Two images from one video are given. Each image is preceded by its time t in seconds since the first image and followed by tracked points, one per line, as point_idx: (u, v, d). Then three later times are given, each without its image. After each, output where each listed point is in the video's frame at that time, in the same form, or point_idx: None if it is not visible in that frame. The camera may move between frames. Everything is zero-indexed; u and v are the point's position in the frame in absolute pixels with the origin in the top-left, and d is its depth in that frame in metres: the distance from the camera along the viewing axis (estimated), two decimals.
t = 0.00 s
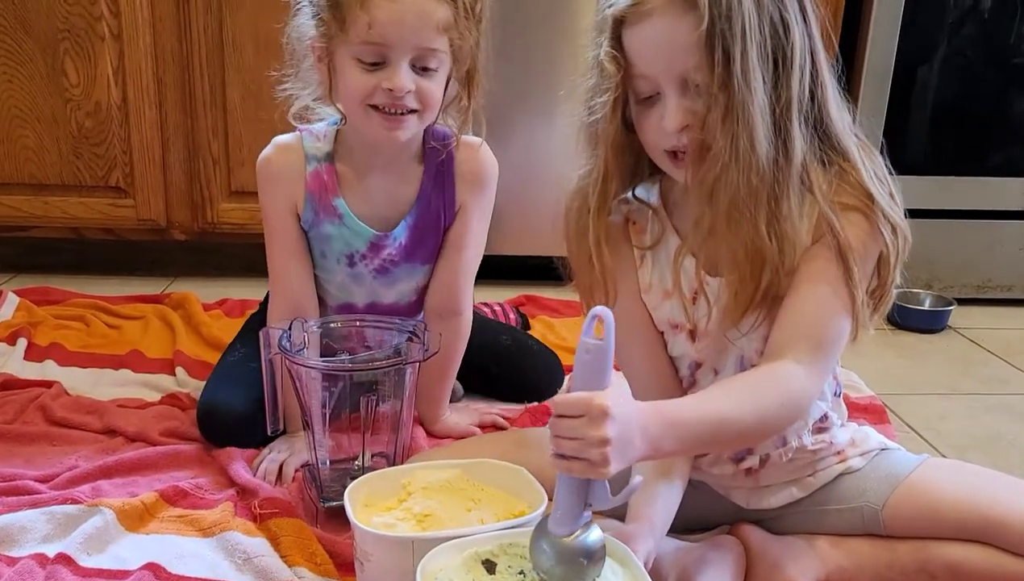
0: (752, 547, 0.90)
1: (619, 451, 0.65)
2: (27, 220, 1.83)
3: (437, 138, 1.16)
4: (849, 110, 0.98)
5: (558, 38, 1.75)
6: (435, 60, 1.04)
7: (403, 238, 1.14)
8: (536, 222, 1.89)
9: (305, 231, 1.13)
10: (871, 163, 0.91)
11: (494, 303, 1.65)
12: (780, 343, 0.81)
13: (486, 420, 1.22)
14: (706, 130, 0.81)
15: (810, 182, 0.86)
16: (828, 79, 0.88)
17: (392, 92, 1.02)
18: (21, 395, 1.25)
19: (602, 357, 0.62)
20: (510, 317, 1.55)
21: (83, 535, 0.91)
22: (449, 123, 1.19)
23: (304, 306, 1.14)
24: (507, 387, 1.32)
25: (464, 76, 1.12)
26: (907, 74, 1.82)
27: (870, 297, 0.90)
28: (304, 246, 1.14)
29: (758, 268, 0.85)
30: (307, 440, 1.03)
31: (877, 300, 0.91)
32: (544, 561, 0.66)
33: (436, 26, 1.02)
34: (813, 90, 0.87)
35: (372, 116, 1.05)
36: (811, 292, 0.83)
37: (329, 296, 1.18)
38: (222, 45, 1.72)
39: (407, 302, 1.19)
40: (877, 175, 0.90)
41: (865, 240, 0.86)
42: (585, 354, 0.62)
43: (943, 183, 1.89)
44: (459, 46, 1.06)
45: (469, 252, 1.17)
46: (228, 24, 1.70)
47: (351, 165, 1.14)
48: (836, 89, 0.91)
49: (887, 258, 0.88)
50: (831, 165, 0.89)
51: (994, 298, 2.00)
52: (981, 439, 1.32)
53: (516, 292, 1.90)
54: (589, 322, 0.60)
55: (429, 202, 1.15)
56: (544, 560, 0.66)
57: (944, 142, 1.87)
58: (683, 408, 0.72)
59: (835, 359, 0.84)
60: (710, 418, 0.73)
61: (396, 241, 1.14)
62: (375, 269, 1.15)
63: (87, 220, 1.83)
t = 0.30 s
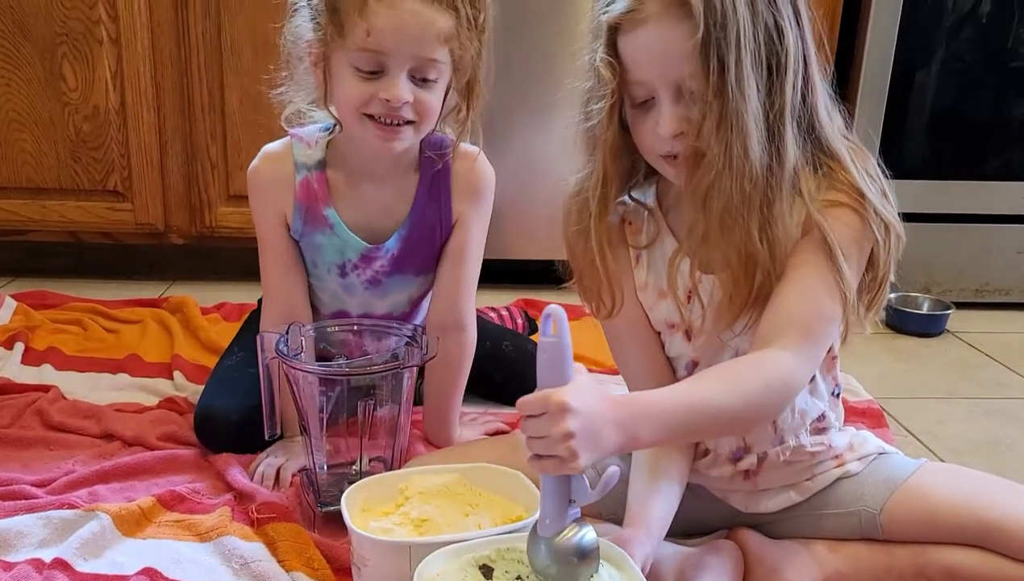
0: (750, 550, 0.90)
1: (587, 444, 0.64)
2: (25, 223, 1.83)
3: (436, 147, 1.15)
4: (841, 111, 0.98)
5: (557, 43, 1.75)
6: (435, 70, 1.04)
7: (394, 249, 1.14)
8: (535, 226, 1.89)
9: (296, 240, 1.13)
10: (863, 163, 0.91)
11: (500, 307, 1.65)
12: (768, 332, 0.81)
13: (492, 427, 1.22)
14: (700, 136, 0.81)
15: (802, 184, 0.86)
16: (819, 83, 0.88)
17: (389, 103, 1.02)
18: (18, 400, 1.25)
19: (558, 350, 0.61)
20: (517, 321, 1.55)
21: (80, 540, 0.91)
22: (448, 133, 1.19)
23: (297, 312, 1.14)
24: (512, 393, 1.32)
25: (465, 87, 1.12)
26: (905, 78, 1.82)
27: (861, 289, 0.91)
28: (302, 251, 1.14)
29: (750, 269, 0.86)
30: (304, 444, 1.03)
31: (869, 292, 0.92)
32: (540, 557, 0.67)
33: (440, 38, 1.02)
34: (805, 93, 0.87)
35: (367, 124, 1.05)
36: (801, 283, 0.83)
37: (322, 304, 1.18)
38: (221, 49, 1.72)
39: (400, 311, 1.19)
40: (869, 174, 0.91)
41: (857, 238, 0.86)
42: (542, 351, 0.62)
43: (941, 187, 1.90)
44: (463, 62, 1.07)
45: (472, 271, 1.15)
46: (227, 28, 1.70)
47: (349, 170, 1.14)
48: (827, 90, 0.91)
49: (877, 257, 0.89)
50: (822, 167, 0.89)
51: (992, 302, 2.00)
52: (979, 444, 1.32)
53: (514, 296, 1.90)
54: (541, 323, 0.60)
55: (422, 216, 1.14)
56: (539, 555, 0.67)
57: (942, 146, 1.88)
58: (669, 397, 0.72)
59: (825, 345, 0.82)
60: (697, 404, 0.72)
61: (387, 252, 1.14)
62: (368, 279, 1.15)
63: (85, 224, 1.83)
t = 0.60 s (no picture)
0: (747, 554, 0.90)
1: (591, 439, 0.64)
2: (23, 228, 1.83)
3: (440, 151, 1.15)
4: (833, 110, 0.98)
5: (555, 48, 1.75)
6: (439, 74, 1.04)
7: (401, 254, 1.14)
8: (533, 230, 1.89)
9: (300, 246, 1.13)
10: (858, 161, 0.91)
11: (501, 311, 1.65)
12: (764, 330, 0.81)
13: (489, 430, 1.22)
14: (691, 141, 0.81)
15: (795, 184, 0.86)
16: (812, 86, 0.89)
17: (392, 108, 1.02)
18: (15, 404, 1.25)
19: (561, 345, 0.61)
20: (516, 326, 1.55)
21: (77, 544, 0.91)
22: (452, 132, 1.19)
23: (301, 316, 1.15)
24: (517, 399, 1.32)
25: (467, 89, 1.12)
26: (902, 82, 1.82)
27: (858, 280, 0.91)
28: (299, 255, 1.14)
29: (744, 270, 0.86)
30: (302, 447, 1.03)
31: (865, 285, 0.92)
32: (546, 552, 0.67)
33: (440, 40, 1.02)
34: (796, 93, 0.87)
35: (367, 129, 1.05)
36: (797, 279, 0.83)
37: (332, 305, 1.19)
38: (219, 53, 1.72)
39: (410, 313, 1.19)
40: (863, 171, 0.91)
41: (851, 234, 0.87)
42: (545, 347, 0.61)
43: (938, 191, 1.90)
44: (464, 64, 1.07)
45: (478, 278, 1.15)
46: (225, 32, 1.70)
47: (346, 174, 1.14)
48: (819, 90, 0.91)
49: (873, 253, 0.89)
50: (814, 167, 0.90)
51: (989, 305, 2.00)
52: (976, 447, 1.32)
53: (512, 300, 1.90)
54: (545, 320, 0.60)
55: (431, 222, 1.14)
56: (545, 550, 0.67)
57: (940, 150, 1.88)
58: (668, 393, 0.72)
59: (823, 341, 0.82)
60: (697, 400, 0.73)
61: (393, 257, 1.14)
62: (374, 284, 1.15)
63: (83, 228, 1.83)
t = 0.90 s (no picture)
0: (745, 551, 0.90)
1: (588, 433, 0.63)
2: (18, 227, 1.82)
3: (439, 145, 1.14)
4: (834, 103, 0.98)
5: (553, 45, 1.75)
6: (439, 70, 1.03)
7: (401, 248, 1.13)
8: (531, 229, 1.89)
9: (304, 239, 1.13)
10: (859, 155, 0.91)
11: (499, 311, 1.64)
12: (763, 320, 0.80)
13: (486, 429, 1.21)
14: (694, 127, 0.81)
15: (797, 174, 0.86)
16: (814, 78, 0.89)
17: (390, 103, 1.01)
18: (10, 403, 1.24)
19: (551, 337, 0.59)
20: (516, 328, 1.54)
21: (71, 543, 0.90)
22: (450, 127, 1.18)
23: (302, 316, 1.14)
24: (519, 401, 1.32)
25: (468, 85, 1.11)
26: (900, 81, 1.82)
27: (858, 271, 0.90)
28: (296, 252, 1.13)
29: (744, 260, 0.86)
30: (298, 446, 1.02)
31: (862, 280, 0.92)
32: (563, 541, 0.67)
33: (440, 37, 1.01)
34: (799, 85, 0.87)
35: (366, 123, 1.04)
36: (796, 268, 0.83)
37: (339, 301, 1.19)
38: (215, 52, 1.71)
39: (418, 308, 1.19)
40: (864, 165, 0.91)
41: (850, 226, 0.86)
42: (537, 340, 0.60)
43: (936, 189, 1.90)
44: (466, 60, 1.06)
45: (479, 272, 1.14)
46: (221, 30, 1.70)
47: (343, 170, 1.13)
48: (822, 84, 0.91)
49: (870, 248, 0.89)
50: (816, 159, 0.89)
51: (988, 304, 2.00)
52: (976, 446, 1.32)
53: (510, 299, 1.90)
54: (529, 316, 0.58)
55: (430, 215, 1.13)
56: (562, 539, 0.67)
57: (937, 149, 1.88)
58: (669, 380, 0.71)
59: (823, 330, 0.82)
60: (698, 387, 0.72)
61: (393, 251, 1.13)
62: (376, 277, 1.14)
63: (79, 227, 1.82)
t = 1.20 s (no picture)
0: (746, 553, 0.89)
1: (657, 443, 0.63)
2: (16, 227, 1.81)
3: (428, 143, 1.15)
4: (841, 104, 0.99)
5: (551, 46, 1.74)
6: (433, 71, 1.03)
7: (393, 242, 1.13)
8: (530, 230, 1.88)
9: (297, 237, 1.12)
10: (862, 156, 0.92)
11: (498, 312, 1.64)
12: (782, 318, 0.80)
13: (485, 431, 1.21)
14: (707, 113, 0.81)
15: (803, 167, 0.86)
16: (823, 74, 0.89)
17: (387, 103, 1.01)
18: (8, 405, 1.24)
19: (647, 347, 0.57)
20: (514, 328, 1.53)
21: (69, 546, 0.90)
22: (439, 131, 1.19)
23: (294, 314, 1.13)
24: (516, 403, 1.32)
25: (457, 89, 1.11)
26: (899, 82, 1.82)
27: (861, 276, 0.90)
28: (294, 252, 1.13)
29: (754, 251, 0.86)
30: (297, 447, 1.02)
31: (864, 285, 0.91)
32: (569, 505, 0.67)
33: (436, 40, 1.01)
34: (807, 81, 0.87)
35: (363, 123, 1.04)
36: (813, 262, 0.83)
37: (328, 298, 1.18)
38: (213, 52, 1.71)
39: (407, 302, 1.18)
40: (867, 167, 0.91)
41: (857, 224, 0.87)
42: (628, 345, 0.58)
43: (935, 190, 1.90)
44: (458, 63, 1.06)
45: (468, 266, 1.14)
46: (218, 31, 1.69)
47: (341, 171, 1.13)
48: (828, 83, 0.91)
49: (875, 252, 0.89)
50: (825, 156, 0.89)
51: (987, 305, 2.00)
52: (976, 447, 1.32)
53: (509, 300, 1.89)
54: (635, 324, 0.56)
55: (420, 209, 1.13)
56: (568, 502, 0.67)
57: (937, 150, 1.88)
58: (714, 376, 0.70)
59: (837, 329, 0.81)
60: (733, 395, 0.71)
61: (386, 245, 1.13)
62: (368, 272, 1.14)
63: (77, 228, 1.82)
